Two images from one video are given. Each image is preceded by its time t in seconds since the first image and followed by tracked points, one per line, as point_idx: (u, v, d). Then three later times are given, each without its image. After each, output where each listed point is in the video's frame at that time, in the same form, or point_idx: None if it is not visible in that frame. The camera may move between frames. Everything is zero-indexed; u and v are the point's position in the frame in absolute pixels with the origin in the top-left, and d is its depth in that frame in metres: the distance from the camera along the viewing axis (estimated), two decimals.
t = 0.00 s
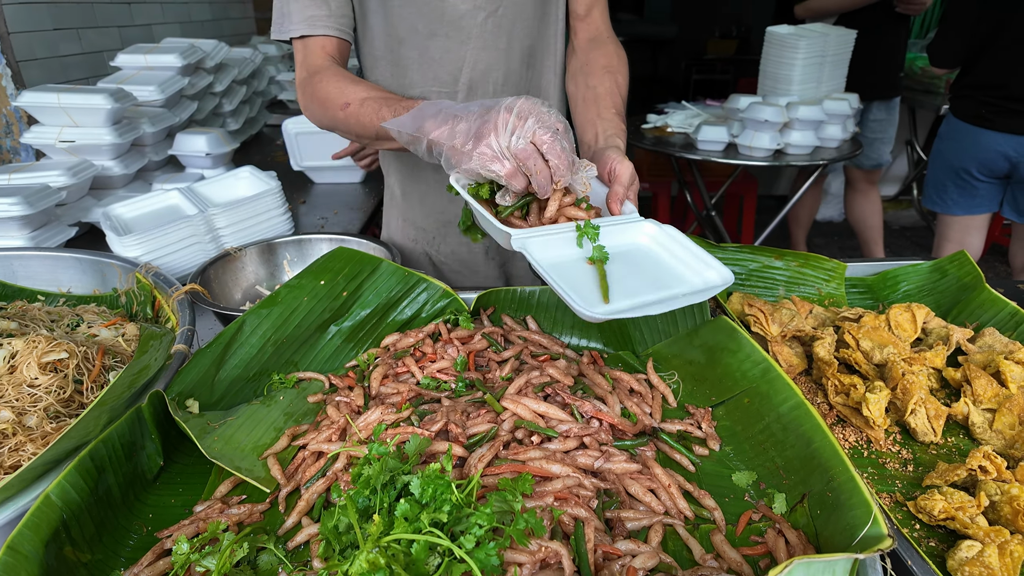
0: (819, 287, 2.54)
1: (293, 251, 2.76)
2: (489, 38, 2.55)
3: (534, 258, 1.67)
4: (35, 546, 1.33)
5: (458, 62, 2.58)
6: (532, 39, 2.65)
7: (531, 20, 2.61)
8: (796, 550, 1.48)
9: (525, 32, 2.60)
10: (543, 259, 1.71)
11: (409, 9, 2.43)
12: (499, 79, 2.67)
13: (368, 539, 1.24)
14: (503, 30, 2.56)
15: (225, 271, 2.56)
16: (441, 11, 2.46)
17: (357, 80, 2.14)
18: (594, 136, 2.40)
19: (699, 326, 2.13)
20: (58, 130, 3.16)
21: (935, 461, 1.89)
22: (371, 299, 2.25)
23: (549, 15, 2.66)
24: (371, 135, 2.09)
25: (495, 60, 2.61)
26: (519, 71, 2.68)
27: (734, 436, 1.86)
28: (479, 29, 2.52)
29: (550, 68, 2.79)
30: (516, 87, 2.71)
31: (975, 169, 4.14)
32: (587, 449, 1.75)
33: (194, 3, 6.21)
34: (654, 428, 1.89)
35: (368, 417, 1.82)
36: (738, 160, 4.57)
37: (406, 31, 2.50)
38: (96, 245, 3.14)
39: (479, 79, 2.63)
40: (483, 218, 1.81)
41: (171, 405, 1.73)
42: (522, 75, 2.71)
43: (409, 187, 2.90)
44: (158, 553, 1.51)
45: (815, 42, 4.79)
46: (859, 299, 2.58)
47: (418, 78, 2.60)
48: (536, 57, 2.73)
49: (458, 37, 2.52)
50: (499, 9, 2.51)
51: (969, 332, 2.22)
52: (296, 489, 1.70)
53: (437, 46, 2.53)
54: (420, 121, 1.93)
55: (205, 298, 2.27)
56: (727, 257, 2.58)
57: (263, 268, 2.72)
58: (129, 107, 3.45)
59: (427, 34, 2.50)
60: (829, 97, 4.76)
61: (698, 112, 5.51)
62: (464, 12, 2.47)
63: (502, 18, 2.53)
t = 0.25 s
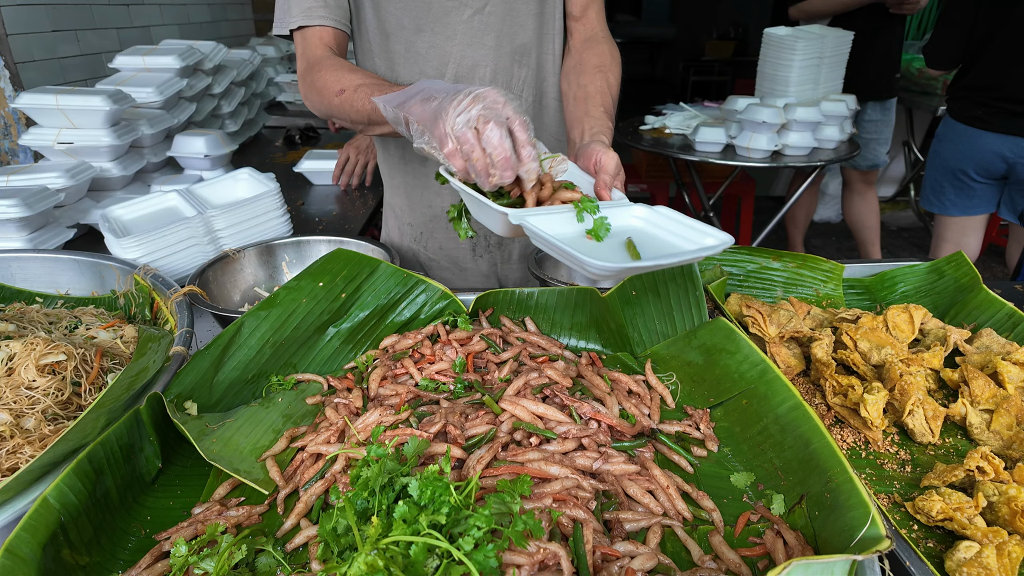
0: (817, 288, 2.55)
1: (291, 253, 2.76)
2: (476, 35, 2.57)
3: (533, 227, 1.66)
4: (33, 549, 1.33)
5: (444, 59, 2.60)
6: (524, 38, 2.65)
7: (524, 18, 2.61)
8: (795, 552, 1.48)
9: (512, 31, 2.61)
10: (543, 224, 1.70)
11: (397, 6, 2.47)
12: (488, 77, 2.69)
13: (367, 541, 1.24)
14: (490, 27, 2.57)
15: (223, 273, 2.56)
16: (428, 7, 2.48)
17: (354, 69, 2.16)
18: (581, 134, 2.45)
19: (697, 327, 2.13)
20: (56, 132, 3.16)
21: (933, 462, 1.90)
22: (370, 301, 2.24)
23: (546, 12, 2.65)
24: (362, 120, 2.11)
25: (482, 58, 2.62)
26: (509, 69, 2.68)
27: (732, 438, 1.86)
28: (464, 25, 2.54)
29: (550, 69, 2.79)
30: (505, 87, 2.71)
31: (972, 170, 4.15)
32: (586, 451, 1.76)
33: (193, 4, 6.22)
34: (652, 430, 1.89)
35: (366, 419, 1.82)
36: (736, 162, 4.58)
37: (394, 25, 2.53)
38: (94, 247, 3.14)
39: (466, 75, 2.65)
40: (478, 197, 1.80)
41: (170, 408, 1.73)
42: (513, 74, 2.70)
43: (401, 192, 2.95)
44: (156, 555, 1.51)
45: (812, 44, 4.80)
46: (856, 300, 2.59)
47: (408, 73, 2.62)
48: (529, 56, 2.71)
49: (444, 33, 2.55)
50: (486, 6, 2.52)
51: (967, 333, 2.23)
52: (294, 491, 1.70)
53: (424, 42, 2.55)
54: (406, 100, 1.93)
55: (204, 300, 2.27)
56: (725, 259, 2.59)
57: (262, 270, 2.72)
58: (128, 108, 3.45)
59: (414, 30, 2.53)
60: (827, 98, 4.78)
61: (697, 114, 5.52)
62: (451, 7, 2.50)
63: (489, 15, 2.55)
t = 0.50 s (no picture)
0: (815, 289, 2.55)
1: (289, 254, 2.76)
2: (460, 33, 2.73)
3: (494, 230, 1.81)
4: (30, 552, 1.32)
5: (429, 55, 2.77)
6: (509, 36, 2.79)
7: (512, 16, 2.75)
8: (794, 552, 1.48)
9: (496, 30, 2.76)
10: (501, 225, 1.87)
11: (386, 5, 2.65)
12: (471, 74, 2.85)
13: (366, 543, 1.24)
14: (473, 25, 2.72)
15: (221, 274, 2.55)
16: (414, 8, 2.65)
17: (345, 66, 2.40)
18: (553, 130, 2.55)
19: (695, 328, 2.13)
20: (53, 133, 3.15)
21: (931, 462, 1.90)
22: (368, 302, 2.24)
23: (533, 13, 2.79)
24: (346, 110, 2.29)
25: (463, 56, 2.79)
26: (493, 66, 2.83)
27: (730, 438, 1.86)
28: (448, 22, 2.69)
29: (538, 68, 2.94)
30: (489, 84, 2.87)
31: (970, 170, 4.16)
32: (584, 452, 1.75)
33: (191, 5, 6.21)
34: (651, 430, 1.89)
35: (365, 420, 1.81)
36: (734, 163, 4.58)
37: (384, 21, 2.71)
38: (91, 248, 3.13)
39: (450, 70, 2.82)
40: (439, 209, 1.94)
41: (167, 409, 1.73)
42: (497, 72, 2.85)
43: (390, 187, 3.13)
44: (153, 558, 1.50)
45: (810, 45, 4.81)
46: (854, 301, 2.59)
47: (397, 68, 2.82)
48: (516, 54, 2.84)
49: (428, 31, 2.72)
50: (470, 4, 2.67)
51: (965, 334, 2.23)
52: (293, 492, 1.70)
53: (410, 40, 2.73)
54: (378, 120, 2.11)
55: (201, 301, 2.26)
56: (723, 259, 2.59)
57: (260, 271, 2.71)
58: (125, 110, 3.44)
59: (401, 28, 2.71)
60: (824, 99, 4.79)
61: (695, 115, 5.52)
62: (436, 7, 2.65)
63: (473, 14, 2.70)
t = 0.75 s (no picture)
0: (813, 289, 2.56)
1: (287, 255, 2.76)
2: (462, 32, 2.82)
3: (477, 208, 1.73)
4: (28, 552, 1.32)
5: (432, 54, 2.86)
6: (511, 36, 2.86)
7: (514, 17, 2.82)
8: (792, 552, 1.48)
9: (497, 30, 2.84)
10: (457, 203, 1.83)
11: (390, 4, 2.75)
12: (472, 73, 2.93)
13: (364, 543, 1.24)
14: (474, 25, 2.81)
15: (219, 274, 2.55)
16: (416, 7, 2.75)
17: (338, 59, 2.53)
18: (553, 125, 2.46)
19: (693, 328, 2.13)
20: (51, 133, 3.15)
21: (929, 462, 1.90)
22: (366, 302, 2.24)
23: (536, 12, 2.85)
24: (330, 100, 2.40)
25: (465, 55, 2.88)
26: (495, 66, 2.91)
27: (729, 438, 1.86)
28: (450, 21, 2.79)
29: (542, 68, 2.98)
30: (490, 82, 2.94)
31: (966, 170, 4.16)
32: (582, 452, 1.75)
33: (189, 6, 6.20)
34: (649, 430, 1.89)
35: (363, 420, 1.81)
36: (732, 163, 4.59)
37: (388, 21, 2.82)
38: (89, 249, 3.13)
39: (452, 67, 2.90)
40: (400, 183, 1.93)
41: (164, 410, 1.73)
42: (498, 71, 2.93)
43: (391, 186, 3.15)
44: (151, 559, 1.50)
45: (808, 45, 4.82)
46: (852, 301, 2.60)
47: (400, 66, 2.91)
48: (517, 54, 2.91)
49: (431, 29, 2.80)
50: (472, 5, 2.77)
51: (963, 333, 2.24)
52: (291, 493, 1.70)
53: (412, 38, 2.82)
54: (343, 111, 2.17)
55: (200, 302, 2.26)
56: (722, 260, 2.60)
57: (258, 272, 2.71)
58: (123, 110, 3.44)
59: (404, 27, 2.80)
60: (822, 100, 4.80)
61: (693, 115, 5.52)
62: (439, 6, 2.74)
63: (474, 14, 2.79)
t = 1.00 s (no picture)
0: (811, 288, 2.56)
1: (285, 254, 2.76)
2: (494, 29, 3.05)
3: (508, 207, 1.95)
4: (24, 551, 1.31)
5: (463, 48, 3.09)
6: (542, 34, 3.08)
7: (545, 15, 3.04)
8: (789, 550, 1.48)
9: (528, 27, 3.06)
10: (515, 204, 1.98)
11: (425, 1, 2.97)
12: (502, 69, 3.16)
13: (360, 541, 1.23)
14: (510, 22, 3.04)
15: (217, 274, 2.55)
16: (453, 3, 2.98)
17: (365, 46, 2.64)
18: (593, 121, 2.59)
19: (691, 327, 2.13)
20: (48, 133, 3.14)
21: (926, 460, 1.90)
22: (364, 301, 2.24)
23: (569, 12, 3.04)
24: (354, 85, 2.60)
25: (495, 50, 3.10)
26: (525, 62, 3.14)
27: (726, 437, 1.86)
28: (486, 18, 3.03)
29: (572, 67, 3.19)
30: (519, 79, 3.18)
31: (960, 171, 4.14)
32: (580, 451, 1.75)
33: (187, 7, 6.20)
34: (647, 429, 1.89)
35: (360, 419, 1.81)
36: (730, 163, 4.59)
37: (422, 17, 3.02)
38: (87, 249, 3.13)
39: (483, 61, 3.13)
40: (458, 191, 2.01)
41: (161, 409, 1.73)
42: (527, 67, 3.16)
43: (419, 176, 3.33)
44: (147, 558, 1.49)
45: (806, 45, 4.81)
46: (850, 299, 2.60)
47: (431, 59, 3.12)
48: (547, 53, 3.13)
49: (466, 25, 3.04)
50: (505, 4, 3.00)
51: (960, 332, 2.24)
52: (288, 492, 1.69)
53: (445, 32, 3.05)
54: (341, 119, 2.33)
55: (197, 301, 2.26)
56: (720, 259, 2.60)
57: (255, 271, 2.71)
58: (121, 110, 3.44)
59: (438, 22, 3.03)
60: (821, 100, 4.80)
61: (692, 115, 5.53)
62: (475, 3, 2.99)
63: (508, 11, 3.02)
